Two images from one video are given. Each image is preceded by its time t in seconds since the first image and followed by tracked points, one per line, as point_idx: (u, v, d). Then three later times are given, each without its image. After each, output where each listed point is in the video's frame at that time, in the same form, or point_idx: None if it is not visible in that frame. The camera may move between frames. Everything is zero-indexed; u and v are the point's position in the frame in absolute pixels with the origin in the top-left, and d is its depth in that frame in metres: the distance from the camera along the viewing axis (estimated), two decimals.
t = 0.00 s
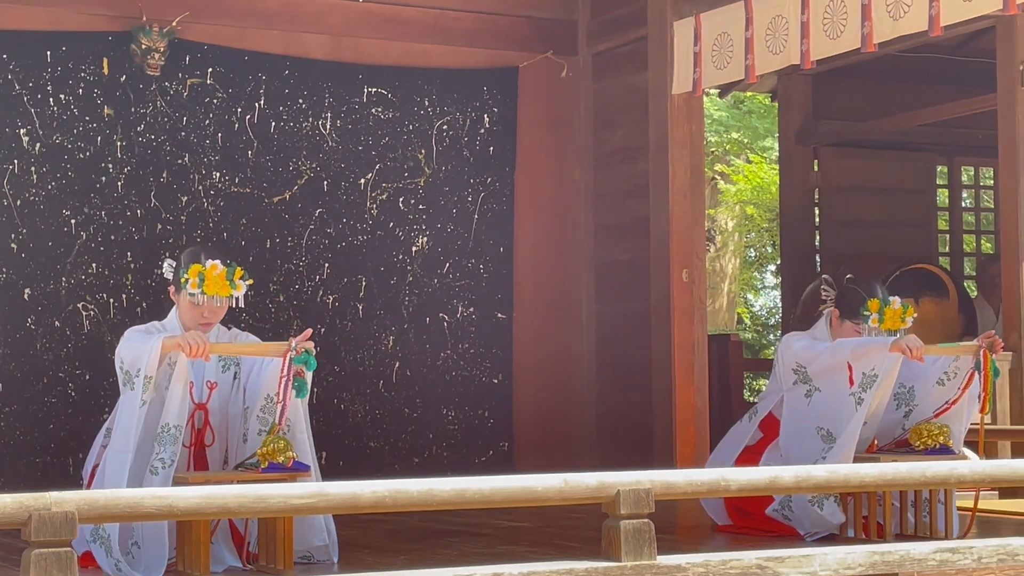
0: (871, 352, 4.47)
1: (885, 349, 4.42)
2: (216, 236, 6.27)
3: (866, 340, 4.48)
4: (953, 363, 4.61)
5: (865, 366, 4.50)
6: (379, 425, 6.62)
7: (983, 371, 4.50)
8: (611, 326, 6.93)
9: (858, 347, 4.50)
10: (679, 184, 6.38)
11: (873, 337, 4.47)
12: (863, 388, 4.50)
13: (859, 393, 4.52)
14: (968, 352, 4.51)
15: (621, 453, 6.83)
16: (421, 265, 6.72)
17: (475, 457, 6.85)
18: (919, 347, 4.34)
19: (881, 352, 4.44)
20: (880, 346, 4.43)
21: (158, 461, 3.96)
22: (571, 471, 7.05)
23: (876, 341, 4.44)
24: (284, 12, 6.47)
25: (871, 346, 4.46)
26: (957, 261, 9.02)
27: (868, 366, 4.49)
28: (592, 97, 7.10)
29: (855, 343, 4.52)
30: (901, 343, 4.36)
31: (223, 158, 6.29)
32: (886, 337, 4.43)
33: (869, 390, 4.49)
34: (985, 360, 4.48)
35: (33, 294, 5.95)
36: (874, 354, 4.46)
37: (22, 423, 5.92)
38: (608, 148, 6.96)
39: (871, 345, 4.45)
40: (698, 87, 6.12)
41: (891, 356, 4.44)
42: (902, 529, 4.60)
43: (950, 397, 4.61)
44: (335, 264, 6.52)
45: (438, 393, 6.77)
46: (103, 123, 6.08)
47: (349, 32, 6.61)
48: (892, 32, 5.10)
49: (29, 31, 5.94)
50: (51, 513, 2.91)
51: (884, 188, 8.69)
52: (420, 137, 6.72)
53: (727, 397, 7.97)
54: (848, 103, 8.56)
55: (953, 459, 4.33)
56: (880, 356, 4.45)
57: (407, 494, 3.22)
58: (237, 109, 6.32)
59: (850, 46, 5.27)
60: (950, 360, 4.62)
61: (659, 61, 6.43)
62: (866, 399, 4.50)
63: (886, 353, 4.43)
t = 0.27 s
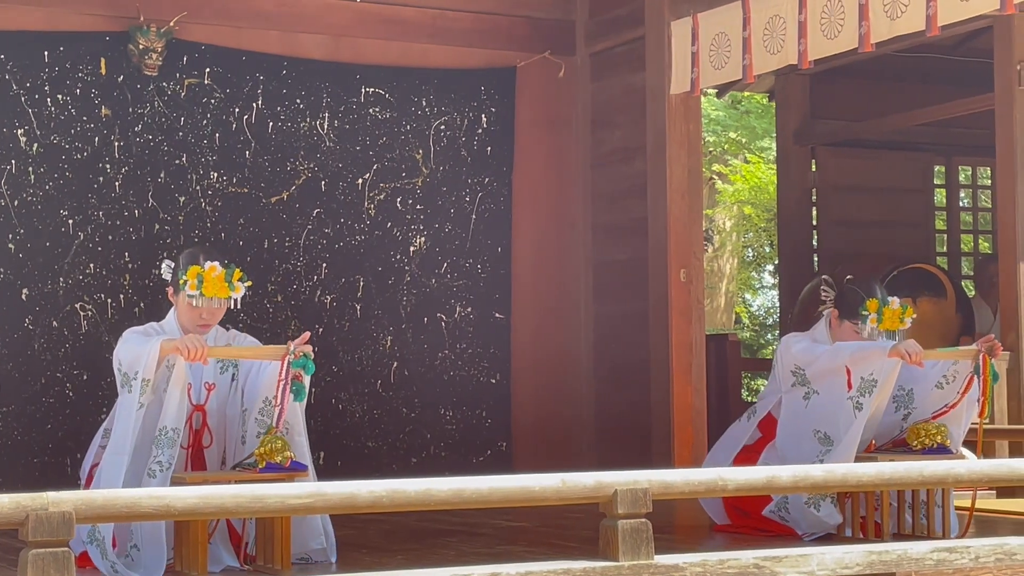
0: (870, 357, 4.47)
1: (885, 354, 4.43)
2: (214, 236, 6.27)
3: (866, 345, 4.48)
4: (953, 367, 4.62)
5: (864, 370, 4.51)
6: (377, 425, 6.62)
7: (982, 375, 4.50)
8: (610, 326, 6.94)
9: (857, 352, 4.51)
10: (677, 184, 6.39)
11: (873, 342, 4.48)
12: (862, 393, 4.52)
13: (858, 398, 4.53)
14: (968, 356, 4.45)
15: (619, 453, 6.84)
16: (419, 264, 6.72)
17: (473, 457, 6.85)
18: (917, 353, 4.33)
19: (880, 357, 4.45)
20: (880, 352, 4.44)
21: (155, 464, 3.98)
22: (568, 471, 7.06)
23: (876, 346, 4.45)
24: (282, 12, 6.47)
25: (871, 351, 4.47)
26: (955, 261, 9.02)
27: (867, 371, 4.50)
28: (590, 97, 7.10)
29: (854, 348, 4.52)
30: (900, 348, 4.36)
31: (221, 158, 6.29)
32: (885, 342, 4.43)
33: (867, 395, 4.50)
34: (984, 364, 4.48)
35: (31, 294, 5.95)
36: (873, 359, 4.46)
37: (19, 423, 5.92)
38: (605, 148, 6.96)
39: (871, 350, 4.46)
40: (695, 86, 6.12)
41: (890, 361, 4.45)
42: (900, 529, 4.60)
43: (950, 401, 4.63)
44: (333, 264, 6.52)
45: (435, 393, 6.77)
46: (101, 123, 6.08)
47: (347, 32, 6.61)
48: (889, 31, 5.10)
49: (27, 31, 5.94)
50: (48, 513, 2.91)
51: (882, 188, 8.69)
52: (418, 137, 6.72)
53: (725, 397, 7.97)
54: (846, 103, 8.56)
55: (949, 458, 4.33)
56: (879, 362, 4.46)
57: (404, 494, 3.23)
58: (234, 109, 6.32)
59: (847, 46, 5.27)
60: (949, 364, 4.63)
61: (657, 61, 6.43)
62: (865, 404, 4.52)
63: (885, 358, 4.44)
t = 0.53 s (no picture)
0: (869, 356, 4.47)
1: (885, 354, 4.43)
2: (214, 236, 6.27)
3: (866, 345, 4.48)
4: (953, 367, 4.62)
5: (864, 369, 4.51)
6: (377, 425, 6.62)
7: (982, 376, 4.49)
8: (609, 326, 6.94)
9: (857, 351, 4.51)
10: (676, 183, 6.39)
11: (873, 342, 4.48)
12: (861, 392, 4.52)
13: (857, 397, 4.53)
14: (967, 356, 4.44)
15: (618, 452, 6.84)
16: (419, 264, 6.72)
17: (473, 456, 6.85)
18: (916, 352, 4.33)
19: (880, 357, 4.45)
20: (880, 351, 4.44)
21: (155, 465, 3.97)
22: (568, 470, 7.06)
23: (876, 345, 4.45)
24: (281, 12, 6.47)
25: (870, 350, 4.47)
26: (955, 261, 9.02)
27: (867, 370, 4.50)
28: (589, 96, 7.10)
29: (854, 347, 4.53)
30: (899, 348, 4.36)
31: (221, 158, 6.30)
32: (885, 342, 4.43)
33: (866, 395, 4.50)
34: (983, 364, 4.47)
35: (30, 294, 5.95)
36: (873, 358, 4.47)
37: (19, 423, 5.92)
38: (605, 148, 6.96)
39: (870, 349, 4.46)
40: (695, 86, 6.12)
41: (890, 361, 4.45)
42: (900, 528, 4.60)
43: (949, 401, 4.62)
44: (333, 264, 6.52)
45: (435, 393, 6.77)
46: (100, 123, 6.08)
47: (346, 31, 6.61)
48: (889, 31, 5.09)
49: (27, 31, 5.94)
50: (48, 513, 2.91)
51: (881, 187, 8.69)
52: (418, 137, 6.72)
53: (725, 396, 7.98)
54: (846, 103, 8.56)
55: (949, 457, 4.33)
56: (879, 361, 4.46)
57: (403, 494, 3.22)
58: (234, 109, 6.32)
59: (846, 45, 5.27)
60: (950, 364, 4.63)
61: (656, 60, 6.43)
62: (864, 403, 4.52)
63: (885, 357, 4.44)
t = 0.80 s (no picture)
0: (870, 355, 4.47)
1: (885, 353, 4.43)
2: (215, 236, 6.27)
3: (864, 344, 4.48)
4: (953, 365, 4.63)
5: (864, 369, 4.50)
6: (378, 424, 6.62)
7: (982, 373, 4.51)
8: (610, 326, 6.93)
9: (857, 350, 4.51)
10: (677, 183, 6.38)
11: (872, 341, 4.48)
12: (862, 391, 4.52)
13: (857, 396, 4.53)
14: (968, 354, 4.48)
15: (619, 452, 6.84)
16: (420, 264, 6.72)
17: (474, 456, 6.85)
18: (916, 351, 4.32)
19: (880, 355, 4.45)
20: (879, 349, 4.44)
21: (157, 464, 3.98)
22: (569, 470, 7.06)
23: (876, 344, 4.45)
24: (282, 12, 6.47)
25: (870, 349, 4.47)
26: (956, 260, 9.01)
27: (867, 369, 4.50)
28: (590, 96, 7.10)
29: (854, 346, 4.53)
30: (899, 347, 4.35)
31: (222, 158, 6.30)
32: (884, 341, 4.43)
33: (866, 394, 4.50)
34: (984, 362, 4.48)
35: (32, 294, 5.95)
36: (873, 357, 4.46)
37: (21, 422, 5.92)
38: (606, 148, 6.96)
39: (871, 349, 4.46)
40: (696, 86, 6.12)
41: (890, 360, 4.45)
42: (901, 528, 4.60)
43: (950, 400, 4.63)
44: (334, 264, 6.52)
45: (436, 393, 6.77)
46: (101, 123, 6.08)
47: (347, 31, 6.61)
48: (890, 30, 5.08)
49: (28, 31, 5.94)
50: (50, 513, 2.91)
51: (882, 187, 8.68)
52: (418, 137, 6.72)
53: (726, 396, 7.98)
54: (846, 102, 8.56)
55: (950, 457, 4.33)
56: (879, 360, 4.46)
57: (404, 494, 3.22)
58: (235, 109, 6.32)
59: (848, 45, 5.27)
60: (950, 362, 4.64)
61: (657, 60, 6.43)
62: (865, 403, 4.52)
63: (885, 356, 4.44)
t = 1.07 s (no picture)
0: (872, 353, 4.48)
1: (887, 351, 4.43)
2: (217, 235, 6.27)
3: (867, 342, 4.48)
4: (955, 363, 4.63)
5: (867, 367, 4.51)
6: (380, 424, 6.62)
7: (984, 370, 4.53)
8: (612, 325, 6.93)
9: (859, 348, 4.51)
10: (679, 182, 6.38)
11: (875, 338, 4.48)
12: (864, 390, 4.52)
13: (860, 395, 4.53)
14: (969, 352, 4.51)
15: (621, 451, 6.84)
16: (422, 264, 6.72)
17: (477, 455, 6.84)
18: (920, 349, 4.35)
19: (883, 353, 4.45)
20: (882, 348, 4.44)
21: (158, 457, 3.96)
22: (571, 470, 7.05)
23: (879, 342, 4.45)
24: (284, 11, 6.47)
25: (872, 347, 4.47)
26: (958, 259, 9.01)
27: (870, 367, 4.50)
28: (592, 95, 7.10)
29: (856, 344, 4.52)
30: (902, 345, 4.37)
31: (224, 158, 6.29)
32: (887, 338, 4.43)
33: (869, 392, 4.50)
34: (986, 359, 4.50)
35: (34, 294, 5.96)
36: (875, 355, 4.47)
37: (23, 422, 5.92)
38: (608, 147, 6.95)
39: (873, 347, 4.46)
40: (698, 85, 6.12)
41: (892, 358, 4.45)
42: (904, 526, 4.61)
43: (953, 398, 4.63)
44: (336, 263, 6.52)
45: (438, 393, 6.77)
46: (103, 123, 6.08)
47: (349, 31, 6.61)
48: (892, 30, 5.08)
49: (30, 31, 5.94)
50: (52, 512, 2.91)
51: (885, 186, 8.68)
52: (421, 136, 6.72)
53: (728, 396, 7.97)
54: (849, 101, 8.56)
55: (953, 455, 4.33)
56: (881, 358, 4.46)
57: (407, 493, 3.22)
58: (237, 109, 6.32)
59: (850, 44, 5.26)
60: (952, 360, 4.64)
61: (659, 59, 6.43)
62: (868, 401, 4.52)
63: (888, 354, 4.44)
